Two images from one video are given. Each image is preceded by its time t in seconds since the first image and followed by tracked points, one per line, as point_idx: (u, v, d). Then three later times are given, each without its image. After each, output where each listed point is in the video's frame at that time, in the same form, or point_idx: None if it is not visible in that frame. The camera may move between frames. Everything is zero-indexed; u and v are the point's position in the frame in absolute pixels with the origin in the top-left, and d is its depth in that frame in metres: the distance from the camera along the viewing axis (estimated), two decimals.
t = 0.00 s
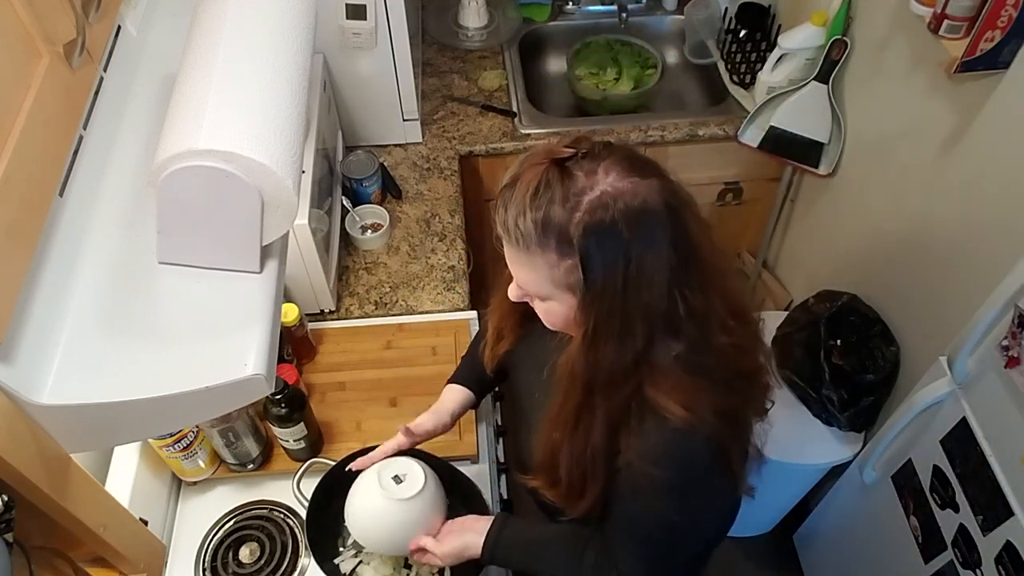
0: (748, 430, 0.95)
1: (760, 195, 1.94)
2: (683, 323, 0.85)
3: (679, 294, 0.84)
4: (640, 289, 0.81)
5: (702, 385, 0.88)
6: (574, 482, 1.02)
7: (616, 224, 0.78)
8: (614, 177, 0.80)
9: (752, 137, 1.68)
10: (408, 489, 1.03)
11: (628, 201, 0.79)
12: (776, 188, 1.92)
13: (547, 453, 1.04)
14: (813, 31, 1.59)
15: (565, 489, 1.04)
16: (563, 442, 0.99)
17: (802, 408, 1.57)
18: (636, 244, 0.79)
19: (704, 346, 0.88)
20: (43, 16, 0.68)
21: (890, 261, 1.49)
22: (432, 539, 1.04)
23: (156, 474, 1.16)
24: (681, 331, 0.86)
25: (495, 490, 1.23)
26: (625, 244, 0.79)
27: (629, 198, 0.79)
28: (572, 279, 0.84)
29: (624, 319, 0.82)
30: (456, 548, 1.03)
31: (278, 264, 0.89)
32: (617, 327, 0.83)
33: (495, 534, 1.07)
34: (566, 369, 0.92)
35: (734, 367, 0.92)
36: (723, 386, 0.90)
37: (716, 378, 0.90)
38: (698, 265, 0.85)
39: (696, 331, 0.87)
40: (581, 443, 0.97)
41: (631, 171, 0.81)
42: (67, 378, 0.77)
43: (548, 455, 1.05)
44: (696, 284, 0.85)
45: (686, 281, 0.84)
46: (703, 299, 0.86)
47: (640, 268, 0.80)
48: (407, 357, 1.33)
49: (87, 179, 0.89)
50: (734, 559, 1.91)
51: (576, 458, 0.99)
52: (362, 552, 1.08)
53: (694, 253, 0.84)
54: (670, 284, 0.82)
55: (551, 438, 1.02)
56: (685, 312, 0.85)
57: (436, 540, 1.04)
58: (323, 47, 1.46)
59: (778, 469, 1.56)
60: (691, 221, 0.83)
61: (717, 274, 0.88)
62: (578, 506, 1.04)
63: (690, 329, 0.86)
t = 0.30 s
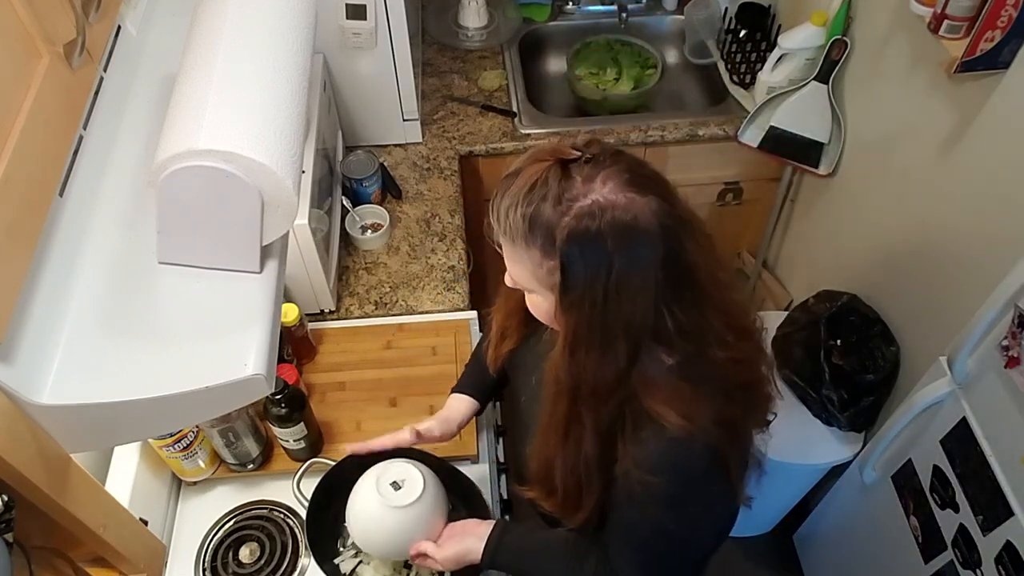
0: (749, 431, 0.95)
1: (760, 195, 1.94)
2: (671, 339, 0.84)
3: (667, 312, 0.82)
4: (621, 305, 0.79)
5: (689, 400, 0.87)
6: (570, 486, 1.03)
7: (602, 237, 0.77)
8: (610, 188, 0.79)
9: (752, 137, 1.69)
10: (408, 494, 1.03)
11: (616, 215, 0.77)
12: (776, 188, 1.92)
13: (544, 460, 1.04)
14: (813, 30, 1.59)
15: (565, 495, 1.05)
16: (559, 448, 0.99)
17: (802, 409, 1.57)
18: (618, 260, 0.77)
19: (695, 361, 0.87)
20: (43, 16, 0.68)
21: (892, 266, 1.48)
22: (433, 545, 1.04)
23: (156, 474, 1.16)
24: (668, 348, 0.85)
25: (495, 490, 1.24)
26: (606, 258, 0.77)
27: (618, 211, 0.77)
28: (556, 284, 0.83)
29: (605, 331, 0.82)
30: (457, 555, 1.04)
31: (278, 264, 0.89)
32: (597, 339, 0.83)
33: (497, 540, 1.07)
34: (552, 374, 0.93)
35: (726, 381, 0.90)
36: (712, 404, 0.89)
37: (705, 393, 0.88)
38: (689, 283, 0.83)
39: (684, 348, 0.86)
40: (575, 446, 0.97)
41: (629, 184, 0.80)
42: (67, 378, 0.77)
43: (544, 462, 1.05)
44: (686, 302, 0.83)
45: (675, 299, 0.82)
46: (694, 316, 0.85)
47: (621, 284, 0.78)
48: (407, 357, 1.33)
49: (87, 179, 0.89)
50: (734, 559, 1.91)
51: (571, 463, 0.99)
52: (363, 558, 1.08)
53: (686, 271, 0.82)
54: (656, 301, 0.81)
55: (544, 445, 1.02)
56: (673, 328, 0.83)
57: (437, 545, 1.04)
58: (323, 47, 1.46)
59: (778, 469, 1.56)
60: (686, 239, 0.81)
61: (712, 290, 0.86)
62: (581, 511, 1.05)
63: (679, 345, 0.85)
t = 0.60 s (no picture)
0: (749, 431, 0.95)
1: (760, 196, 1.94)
2: (649, 350, 0.82)
3: (641, 326, 0.80)
4: (588, 307, 0.78)
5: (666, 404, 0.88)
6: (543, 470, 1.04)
7: (581, 235, 0.75)
8: (609, 191, 0.77)
9: (752, 137, 1.69)
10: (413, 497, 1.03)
11: (600, 221, 0.75)
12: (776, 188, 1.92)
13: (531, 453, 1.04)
14: (813, 31, 1.59)
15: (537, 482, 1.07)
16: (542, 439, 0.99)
17: (802, 409, 1.57)
18: (590, 262, 0.76)
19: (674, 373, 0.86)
20: (43, 16, 0.68)
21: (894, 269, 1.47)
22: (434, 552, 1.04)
23: (156, 474, 1.16)
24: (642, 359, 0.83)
25: (495, 489, 1.24)
26: (578, 255, 0.76)
27: (603, 216, 0.75)
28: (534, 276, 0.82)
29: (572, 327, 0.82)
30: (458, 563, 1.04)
31: (278, 264, 0.89)
32: (564, 333, 0.82)
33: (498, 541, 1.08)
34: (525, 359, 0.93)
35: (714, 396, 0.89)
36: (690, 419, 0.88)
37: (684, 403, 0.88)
38: (672, 301, 0.80)
39: (662, 361, 0.84)
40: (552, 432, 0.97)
41: (631, 196, 0.77)
42: (67, 378, 0.77)
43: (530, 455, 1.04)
44: (666, 318, 0.81)
45: (655, 316, 0.80)
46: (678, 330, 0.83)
47: (591, 288, 0.77)
48: (407, 357, 1.33)
49: (87, 180, 0.89)
50: (733, 560, 1.91)
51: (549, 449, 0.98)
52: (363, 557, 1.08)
53: (670, 289, 0.79)
54: (632, 314, 0.79)
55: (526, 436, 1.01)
56: (650, 340, 0.81)
57: (438, 552, 1.05)
58: (323, 46, 1.46)
59: (777, 469, 1.56)
60: (676, 257, 0.78)
61: (700, 307, 0.83)
62: (568, 501, 1.06)
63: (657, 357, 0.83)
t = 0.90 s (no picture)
0: (736, 442, 0.94)
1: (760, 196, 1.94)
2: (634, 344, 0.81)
3: (623, 317, 0.79)
4: (574, 289, 0.78)
5: (651, 400, 0.86)
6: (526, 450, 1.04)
7: (570, 215, 0.75)
8: (609, 179, 0.76)
9: (752, 137, 1.68)
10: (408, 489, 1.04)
11: (593, 204, 0.75)
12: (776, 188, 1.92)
13: (514, 432, 1.04)
14: (813, 31, 1.59)
15: (528, 466, 1.06)
16: (526, 416, 0.99)
17: (802, 409, 1.57)
18: (576, 243, 0.76)
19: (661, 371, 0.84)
20: (43, 16, 0.68)
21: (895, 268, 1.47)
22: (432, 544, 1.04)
23: (156, 474, 1.16)
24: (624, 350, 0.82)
25: (495, 490, 1.23)
26: (566, 236, 0.76)
27: (595, 200, 0.75)
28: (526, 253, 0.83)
29: (557, 306, 0.81)
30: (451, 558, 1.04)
31: (278, 264, 0.89)
32: (547, 312, 0.83)
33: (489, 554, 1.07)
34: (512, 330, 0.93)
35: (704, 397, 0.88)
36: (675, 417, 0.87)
37: (671, 400, 0.86)
38: (658, 297, 0.79)
39: (647, 356, 0.83)
40: (536, 408, 0.97)
41: (629, 184, 0.76)
42: (67, 378, 0.77)
43: (519, 441, 1.04)
44: (652, 313, 0.80)
45: (641, 309, 0.79)
46: (667, 326, 0.82)
47: (576, 269, 0.77)
48: (408, 356, 1.33)
49: (88, 179, 0.89)
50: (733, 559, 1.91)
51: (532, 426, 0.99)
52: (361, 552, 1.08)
53: (655, 284, 0.78)
54: (614, 302, 0.78)
55: (513, 415, 1.01)
56: (634, 334, 0.80)
57: (432, 545, 1.04)
58: (323, 46, 1.46)
59: (777, 469, 1.56)
60: (666, 251, 0.77)
61: (689, 305, 0.82)
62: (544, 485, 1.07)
63: (642, 351, 0.82)
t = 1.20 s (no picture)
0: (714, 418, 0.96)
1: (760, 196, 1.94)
2: (617, 307, 0.82)
3: (605, 279, 0.80)
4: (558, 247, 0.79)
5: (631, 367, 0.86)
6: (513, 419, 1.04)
7: (558, 175, 0.76)
8: (597, 142, 0.76)
9: (752, 137, 1.68)
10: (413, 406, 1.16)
11: (579, 164, 0.75)
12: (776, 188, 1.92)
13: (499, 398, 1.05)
14: (813, 30, 1.59)
15: (513, 436, 1.06)
16: (514, 384, 0.99)
17: (802, 409, 1.57)
18: (561, 202, 0.77)
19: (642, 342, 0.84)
20: (43, 16, 0.68)
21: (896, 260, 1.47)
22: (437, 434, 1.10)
23: (156, 474, 1.16)
24: (606, 314, 0.83)
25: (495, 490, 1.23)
26: (552, 195, 0.77)
27: (581, 161, 0.75)
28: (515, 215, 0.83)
29: (541, 266, 0.82)
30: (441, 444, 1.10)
31: (278, 264, 0.90)
32: (533, 272, 0.83)
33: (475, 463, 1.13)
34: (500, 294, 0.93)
35: (687, 366, 0.88)
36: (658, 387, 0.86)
37: (653, 368, 0.86)
38: (640, 260, 0.80)
39: (628, 320, 0.83)
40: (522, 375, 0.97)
41: (616, 148, 0.76)
42: (67, 378, 0.77)
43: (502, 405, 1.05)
44: (635, 277, 0.81)
45: (623, 271, 0.80)
46: (649, 291, 0.82)
47: (561, 229, 0.78)
48: (408, 355, 1.33)
49: (88, 178, 0.89)
50: (733, 559, 1.91)
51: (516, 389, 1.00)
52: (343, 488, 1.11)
53: (637, 247, 0.79)
54: (596, 263, 0.79)
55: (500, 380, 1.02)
56: (616, 297, 0.81)
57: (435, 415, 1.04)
58: (323, 46, 1.46)
59: (777, 469, 1.56)
60: (648, 215, 0.78)
61: (671, 272, 0.83)
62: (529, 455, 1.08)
63: (623, 315, 0.83)
